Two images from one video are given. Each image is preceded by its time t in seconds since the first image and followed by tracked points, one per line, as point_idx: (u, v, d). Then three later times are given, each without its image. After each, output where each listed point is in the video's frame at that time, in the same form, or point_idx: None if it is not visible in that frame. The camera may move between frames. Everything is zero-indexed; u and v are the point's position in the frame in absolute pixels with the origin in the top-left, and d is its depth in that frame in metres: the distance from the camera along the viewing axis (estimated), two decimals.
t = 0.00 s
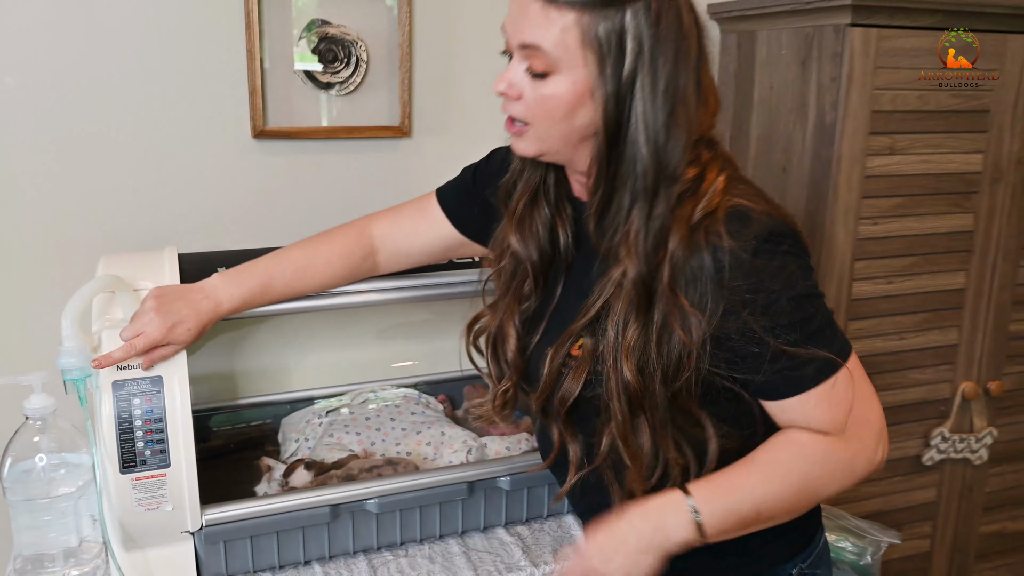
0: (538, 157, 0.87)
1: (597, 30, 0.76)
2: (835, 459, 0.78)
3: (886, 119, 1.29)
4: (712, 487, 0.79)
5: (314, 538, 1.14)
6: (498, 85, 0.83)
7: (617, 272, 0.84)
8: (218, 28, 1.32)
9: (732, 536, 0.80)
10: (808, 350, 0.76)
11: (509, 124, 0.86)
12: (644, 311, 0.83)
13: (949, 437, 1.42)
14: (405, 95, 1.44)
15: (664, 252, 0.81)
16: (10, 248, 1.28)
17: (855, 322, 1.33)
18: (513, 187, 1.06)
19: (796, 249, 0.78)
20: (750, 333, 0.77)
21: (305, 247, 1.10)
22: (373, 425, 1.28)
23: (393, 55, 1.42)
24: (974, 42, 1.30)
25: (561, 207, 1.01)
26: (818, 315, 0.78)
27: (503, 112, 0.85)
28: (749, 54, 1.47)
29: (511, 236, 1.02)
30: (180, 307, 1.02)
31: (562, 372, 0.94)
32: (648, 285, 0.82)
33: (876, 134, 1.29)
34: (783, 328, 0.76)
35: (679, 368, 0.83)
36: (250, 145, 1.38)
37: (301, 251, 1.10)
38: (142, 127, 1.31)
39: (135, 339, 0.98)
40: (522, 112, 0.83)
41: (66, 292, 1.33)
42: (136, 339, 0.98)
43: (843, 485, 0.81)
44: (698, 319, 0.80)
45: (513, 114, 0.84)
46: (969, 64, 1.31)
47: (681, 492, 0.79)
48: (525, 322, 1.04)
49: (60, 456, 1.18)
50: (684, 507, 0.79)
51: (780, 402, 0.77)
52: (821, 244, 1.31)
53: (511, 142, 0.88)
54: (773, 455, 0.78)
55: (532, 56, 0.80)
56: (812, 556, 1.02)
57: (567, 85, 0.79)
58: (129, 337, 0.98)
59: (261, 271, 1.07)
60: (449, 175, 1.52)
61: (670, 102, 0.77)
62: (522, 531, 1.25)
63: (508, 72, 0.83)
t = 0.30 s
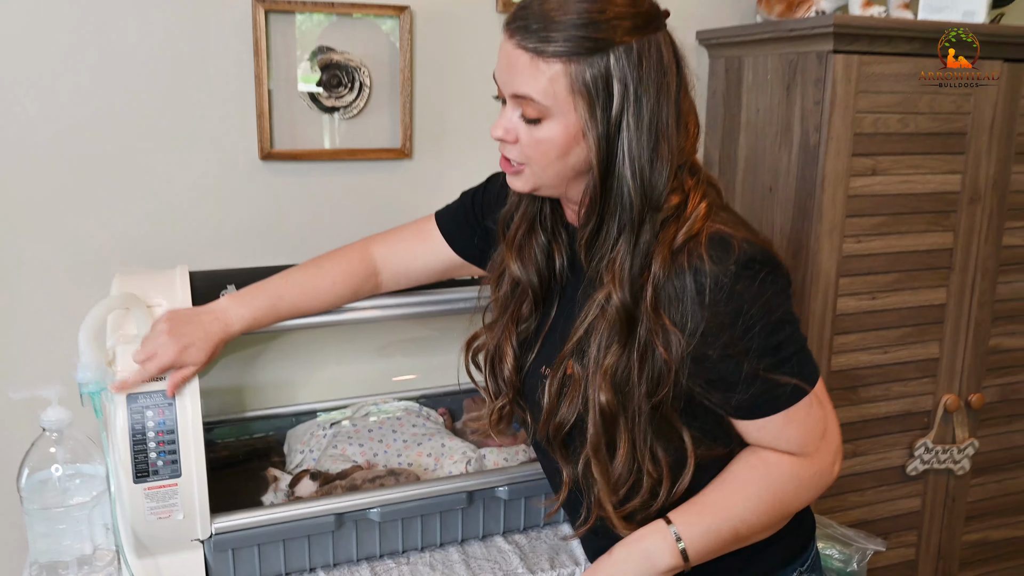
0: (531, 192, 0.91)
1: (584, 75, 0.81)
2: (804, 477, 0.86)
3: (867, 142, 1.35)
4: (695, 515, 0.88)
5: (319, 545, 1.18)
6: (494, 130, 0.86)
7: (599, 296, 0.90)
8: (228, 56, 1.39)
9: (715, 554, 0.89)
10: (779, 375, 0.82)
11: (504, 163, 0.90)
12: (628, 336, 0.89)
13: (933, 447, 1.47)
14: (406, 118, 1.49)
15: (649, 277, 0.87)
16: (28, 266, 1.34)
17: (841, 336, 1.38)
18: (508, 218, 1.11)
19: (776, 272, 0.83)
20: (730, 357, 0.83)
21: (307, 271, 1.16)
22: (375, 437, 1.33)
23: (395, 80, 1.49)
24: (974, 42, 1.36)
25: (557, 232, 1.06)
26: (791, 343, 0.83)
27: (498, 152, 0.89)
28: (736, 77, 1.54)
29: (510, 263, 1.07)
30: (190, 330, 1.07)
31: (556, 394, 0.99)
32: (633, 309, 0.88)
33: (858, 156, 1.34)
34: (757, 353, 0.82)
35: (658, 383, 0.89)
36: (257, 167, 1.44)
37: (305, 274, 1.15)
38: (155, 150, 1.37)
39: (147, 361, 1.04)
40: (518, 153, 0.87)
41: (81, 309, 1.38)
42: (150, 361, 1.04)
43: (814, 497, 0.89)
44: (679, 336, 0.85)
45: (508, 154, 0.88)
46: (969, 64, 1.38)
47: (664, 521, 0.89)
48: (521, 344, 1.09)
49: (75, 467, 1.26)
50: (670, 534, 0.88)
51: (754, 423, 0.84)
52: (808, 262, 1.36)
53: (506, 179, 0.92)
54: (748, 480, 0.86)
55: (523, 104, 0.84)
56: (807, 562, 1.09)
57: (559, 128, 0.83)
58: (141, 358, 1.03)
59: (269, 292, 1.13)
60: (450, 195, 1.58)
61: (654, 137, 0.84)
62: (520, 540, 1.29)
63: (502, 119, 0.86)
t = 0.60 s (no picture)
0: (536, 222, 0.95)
1: (579, 108, 0.85)
2: (792, 491, 0.92)
3: (853, 163, 1.40)
4: (689, 524, 0.92)
5: (326, 551, 1.23)
6: (496, 163, 0.90)
7: (597, 317, 0.95)
8: (241, 83, 1.45)
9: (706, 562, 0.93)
10: (768, 395, 0.87)
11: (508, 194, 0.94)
12: (623, 355, 0.94)
13: (920, 457, 1.52)
14: (410, 142, 1.56)
15: (645, 298, 0.91)
16: (50, 285, 1.40)
17: (829, 349, 1.43)
18: (510, 241, 1.16)
19: (765, 294, 0.88)
20: (722, 376, 0.88)
21: (321, 287, 1.22)
22: (380, 447, 1.38)
23: (400, 105, 1.55)
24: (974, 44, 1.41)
25: (557, 255, 1.12)
26: (780, 364, 0.88)
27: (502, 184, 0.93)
28: (727, 101, 1.61)
29: (511, 283, 1.12)
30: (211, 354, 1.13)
31: (558, 409, 1.03)
32: (628, 329, 0.93)
33: (845, 177, 1.40)
34: (746, 373, 0.87)
35: (654, 399, 0.94)
36: (268, 188, 1.51)
37: (320, 291, 1.21)
38: (171, 173, 1.44)
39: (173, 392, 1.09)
40: (521, 183, 0.90)
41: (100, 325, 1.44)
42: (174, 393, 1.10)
43: (799, 511, 0.94)
44: (673, 356, 0.90)
45: (511, 186, 0.92)
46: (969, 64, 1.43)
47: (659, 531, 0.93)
48: (524, 361, 1.14)
49: (93, 475, 1.31)
50: (664, 543, 0.92)
51: (745, 438, 0.90)
52: (797, 279, 1.41)
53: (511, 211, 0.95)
54: (739, 494, 0.91)
55: (522, 136, 0.87)
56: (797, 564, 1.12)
57: (557, 158, 0.87)
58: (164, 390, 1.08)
59: (283, 308, 1.19)
60: (453, 214, 1.65)
61: (646, 165, 0.88)
62: (520, 545, 1.34)
63: (504, 150, 0.90)
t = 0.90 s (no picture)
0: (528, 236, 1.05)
1: (563, 135, 0.93)
2: (773, 485, 0.99)
3: (827, 179, 1.50)
4: (677, 513, 0.99)
5: (333, 545, 1.31)
6: (491, 184, 1.00)
7: (590, 328, 1.03)
8: (252, 105, 1.54)
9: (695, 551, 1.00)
10: (751, 400, 0.94)
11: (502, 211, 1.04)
12: (614, 363, 1.01)
13: (891, 454, 1.64)
14: (412, 160, 1.66)
15: (636, 309, 0.99)
16: (72, 298, 1.48)
17: (806, 354, 1.54)
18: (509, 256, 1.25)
19: (748, 304, 0.96)
20: (709, 380, 0.96)
21: (331, 296, 1.31)
22: (384, 446, 1.46)
23: (402, 125, 1.65)
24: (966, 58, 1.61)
25: (554, 267, 1.21)
26: (763, 369, 0.96)
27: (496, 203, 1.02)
28: (709, 122, 1.72)
29: (511, 294, 1.21)
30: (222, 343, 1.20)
31: (555, 413, 1.11)
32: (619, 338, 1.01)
33: (819, 193, 1.49)
34: (733, 377, 0.94)
35: (646, 402, 1.02)
36: (278, 205, 1.59)
37: (331, 299, 1.30)
38: (186, 191, 1.52)
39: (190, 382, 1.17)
40: (512, 204, 1.00)
41: (119, 335, 1.53)
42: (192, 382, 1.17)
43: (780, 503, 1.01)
44: (663, 363, 0.98)
45: (505, 206, 1.01)
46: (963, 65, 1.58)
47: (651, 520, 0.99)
48: (521, 365, 1.23)
49: (113, 475, 1.41)
50: (656, 532, 0.98)
51: (727, 435, 0.97)
52: (773, 292, 1.51)
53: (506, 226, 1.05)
54: (727, 487, 0.98)
55: (512, 161, 0.96)
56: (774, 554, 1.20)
57: (545, 181, 0.96)
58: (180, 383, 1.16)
59: (297, 316, 1.27)
60: (453, 228, 1.75)
61: (626, 188, 0.96)
62: (515, 538, 1.42)
63: (497, 173, 0.99)
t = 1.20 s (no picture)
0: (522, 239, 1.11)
1: (555, 139, 0.99)
2: (755, 476, 1.03)
3: (808, 183, 1.57)
4: (664, 504, 1.03)
5: (336, 536, 1.35)
6: (484, 187, 1.05)
7: (578, 325, 1.08)
8: (259, 115, 1.60)
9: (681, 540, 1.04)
10: (731, 395, 0.99)
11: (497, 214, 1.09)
12: (601, 358, 1.07)
13: (871, 446, 1.75)
14: (411, 167, 1.73)
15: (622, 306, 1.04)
16: (84, 301, 1.54)
17: (789, 350, 1.63)
18: (502, 258, 1.31)
19: (729, 303, 1.01)
20: (693, 375, 1.00)
21: (334, 297, 1.37)
22: (385, 441, 1.52)
23: (401, 133, 1.72)
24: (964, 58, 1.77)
25: (544, 269, 1.27)
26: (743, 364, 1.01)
27: (491, 205, 1.08)
28: (696, 129, 1.80)
29: (503, 296, 1.26)
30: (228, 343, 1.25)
31: (548, 407, 1.17)
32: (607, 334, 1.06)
33: (800, 197, 1.56)
34: (716, 372, 0.99)
35: (632, 399, 1.06)
36: (283, 210, 1.66)
37: (333, 301, 1.37)
38: (188, 197, 1.58)
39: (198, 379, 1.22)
40: (506, 205, 1.05)
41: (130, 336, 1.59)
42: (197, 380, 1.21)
43: (761, 493, 1.06)
44: (649, 359, 1.02)
45: (499, 207, 1.07)
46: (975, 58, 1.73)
47: (637, 511, 1.04)
48: (514, 363, 1.29)
49: (124, 469, 1.41)
50: (642, 522, 1.03)
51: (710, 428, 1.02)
52: (758, 293, 1.58)
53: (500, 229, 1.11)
54: (711, 478, 1.02)
55: (506, 164, 1.02)
56: (760, 541, 1.23)
57: (537, 183, 1.02)
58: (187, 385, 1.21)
59: (301, 316, 1.33)
60: (451, 231, 1.82)
61: (615, 189, 1.03)
62: (511, 528, 1.48)
63: (490, 176, 1.05)
